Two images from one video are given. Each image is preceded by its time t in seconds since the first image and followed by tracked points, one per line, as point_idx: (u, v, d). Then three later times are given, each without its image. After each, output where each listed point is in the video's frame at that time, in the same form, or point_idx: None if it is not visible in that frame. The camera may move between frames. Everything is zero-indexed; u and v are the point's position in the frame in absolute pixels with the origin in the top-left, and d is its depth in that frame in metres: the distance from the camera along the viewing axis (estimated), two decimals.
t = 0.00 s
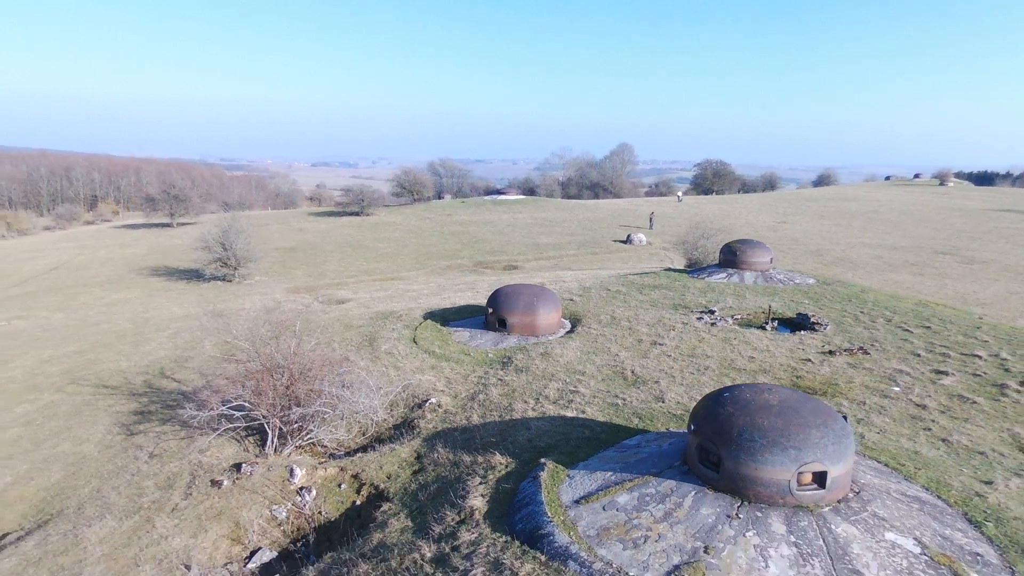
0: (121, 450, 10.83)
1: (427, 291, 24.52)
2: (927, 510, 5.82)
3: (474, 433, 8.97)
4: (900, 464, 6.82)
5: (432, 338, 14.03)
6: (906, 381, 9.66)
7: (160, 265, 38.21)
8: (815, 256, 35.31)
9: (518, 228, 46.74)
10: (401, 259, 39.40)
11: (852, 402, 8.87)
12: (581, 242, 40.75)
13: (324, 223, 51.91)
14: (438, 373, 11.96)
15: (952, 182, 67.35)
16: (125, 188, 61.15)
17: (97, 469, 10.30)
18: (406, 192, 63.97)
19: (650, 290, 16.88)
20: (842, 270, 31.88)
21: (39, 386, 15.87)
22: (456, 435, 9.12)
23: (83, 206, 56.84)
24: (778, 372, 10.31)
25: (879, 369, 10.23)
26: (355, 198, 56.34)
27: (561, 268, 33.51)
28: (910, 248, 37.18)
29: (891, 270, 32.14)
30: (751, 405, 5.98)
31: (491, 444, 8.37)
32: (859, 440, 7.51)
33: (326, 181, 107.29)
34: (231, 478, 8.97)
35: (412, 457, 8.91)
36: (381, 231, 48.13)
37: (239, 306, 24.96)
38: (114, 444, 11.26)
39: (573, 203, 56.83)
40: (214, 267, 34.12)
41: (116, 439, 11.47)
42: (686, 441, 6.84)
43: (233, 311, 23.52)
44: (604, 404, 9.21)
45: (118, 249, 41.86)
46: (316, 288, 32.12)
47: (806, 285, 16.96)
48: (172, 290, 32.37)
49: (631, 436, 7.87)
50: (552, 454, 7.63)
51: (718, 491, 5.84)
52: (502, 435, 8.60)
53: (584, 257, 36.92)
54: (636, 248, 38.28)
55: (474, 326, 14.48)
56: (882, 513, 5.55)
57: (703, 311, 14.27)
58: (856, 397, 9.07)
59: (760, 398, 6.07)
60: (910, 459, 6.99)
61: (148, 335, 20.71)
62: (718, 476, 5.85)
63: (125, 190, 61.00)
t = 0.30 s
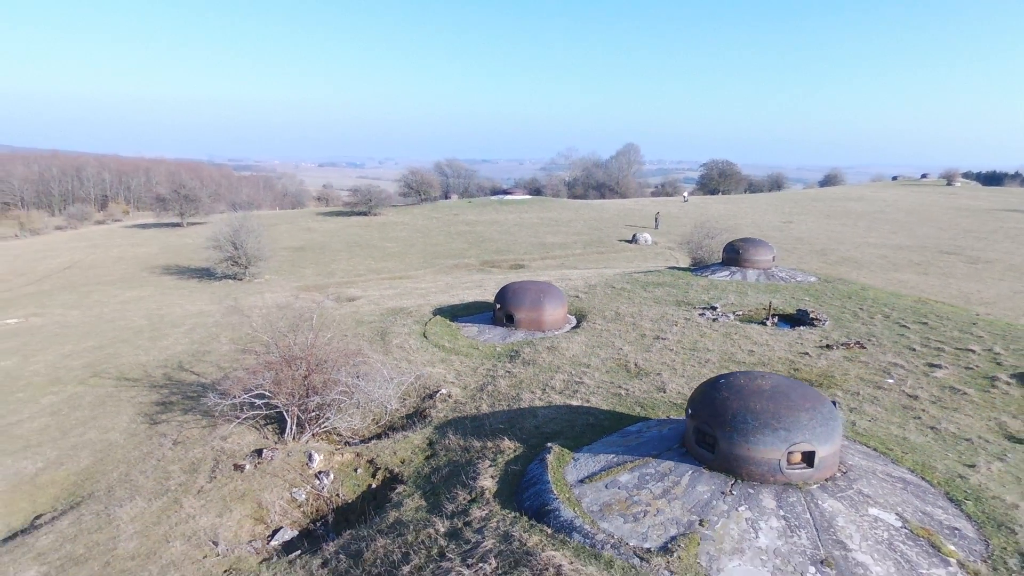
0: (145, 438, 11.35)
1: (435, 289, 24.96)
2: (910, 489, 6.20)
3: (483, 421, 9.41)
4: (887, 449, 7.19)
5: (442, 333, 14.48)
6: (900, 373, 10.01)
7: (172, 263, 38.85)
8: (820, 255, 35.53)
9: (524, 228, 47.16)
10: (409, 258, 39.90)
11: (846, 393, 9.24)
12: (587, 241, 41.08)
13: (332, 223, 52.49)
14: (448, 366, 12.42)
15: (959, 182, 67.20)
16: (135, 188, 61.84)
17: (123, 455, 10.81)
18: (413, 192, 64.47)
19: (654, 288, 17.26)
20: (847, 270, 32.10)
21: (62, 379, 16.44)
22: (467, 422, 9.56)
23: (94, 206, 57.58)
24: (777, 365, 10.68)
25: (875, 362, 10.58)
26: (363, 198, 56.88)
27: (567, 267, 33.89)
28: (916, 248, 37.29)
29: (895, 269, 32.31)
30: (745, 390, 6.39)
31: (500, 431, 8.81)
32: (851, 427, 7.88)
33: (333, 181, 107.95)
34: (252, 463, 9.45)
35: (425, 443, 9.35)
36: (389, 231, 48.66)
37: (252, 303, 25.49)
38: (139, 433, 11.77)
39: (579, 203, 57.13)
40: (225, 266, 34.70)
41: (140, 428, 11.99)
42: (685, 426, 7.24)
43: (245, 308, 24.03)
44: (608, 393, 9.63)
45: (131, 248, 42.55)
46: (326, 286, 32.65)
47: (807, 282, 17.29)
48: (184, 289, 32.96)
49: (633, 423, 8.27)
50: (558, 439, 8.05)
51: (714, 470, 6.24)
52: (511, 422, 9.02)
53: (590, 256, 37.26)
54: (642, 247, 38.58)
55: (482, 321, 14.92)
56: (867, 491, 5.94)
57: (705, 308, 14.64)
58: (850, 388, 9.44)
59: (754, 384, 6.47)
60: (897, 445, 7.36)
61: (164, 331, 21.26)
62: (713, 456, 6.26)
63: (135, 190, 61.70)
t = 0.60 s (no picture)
0: (167, 426, 11.87)
1: (442, 287, 25.40)
2: (893, 470, 6.58)
3: (490, 410, 9.85)
4: (874, 435, 7.57)
5: (450, 328, 14.93)
6: (892, 366, 10.36)
7: (183, 262, 39.50)
8: (825, 255, 35.70)
9: (530, 228, 47.55)
10: (417, 257, 40.38)
11: (839, 384, 9.61)
12: (593, 241, 41.41)
13: (341, 222, 53.09)
14: (456, 359, 12.89)
15: (966, 182, 67.06)
16: (145, 188, 62.54)
17: (147, 443, 11.33)
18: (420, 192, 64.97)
19: (657, 285, 17.64)
20: (851, 269, 32.30)
21: (82, 372, 17.00)
22: (475, 411, 10.01)
23: (104, 206, 58.35)
24: (773, 358, 11.06)
25: (869, 355, 10.94)
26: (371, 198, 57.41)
27: (573, 266, 34.26)
28: (921, 248, 37.39)
29: (900, 269, 32.47)
30: (736, 376, 6.80)
31: (506, 418, 9.25)
32: (841, 415, 8.26)
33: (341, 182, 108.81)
34: (271, 448, 9.92)
35: (434, 431, 9.80)
36: (396, 230, 49.19)
37: (263, 301, 26.02)
38: (160, 422, 12.31)
39: (585, 203, 57.39)
40: (236, 265, 35.27)
41: (161, 417, 12.52)
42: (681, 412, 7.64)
43: (256, 305, 24.55)
44: (610, 384, 10.06)
45: (143, 247, 43.27)
46: (335, 285, 33.16)
47: (808, 280, 17.63)
48: (196, 288, 33.58)
49: (633, 410, 8.71)
50: (562, 425, 8.48)
51: (708, 452, 6.63)
52: (517, 410, 9.45)
53: (595, 255, 37.61)
54: (647, 247, 38.88)
55: (489, 317, 15.35)
56: (850, 471, 6.33)
57: (706, 304, 15.01)
58: (843, 379, 9.81)
59: (745, 371, 6.89)
60: (884, 431, 7.73)
61: (178, 327, 21.82)
62: (707, 438, 6.66)
63: (145, 190, 62.45)
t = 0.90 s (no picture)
0: (185, 418, 12.39)
1: (450, 286, 25.90)
2: (874, 455, 6.97)
3: (494, 402, 10.29)
4: (859, 424, 7.96)
5: (457, 325, 15.41)
6: (883, 361, 10.73)
7: (194, 263, 40.21)
8: (828, 255, 35.92)
9: (536, 229, 48.00)
10: (424, 258, 40.90)
11: (830, 377, 9.99)
12: (598, 242, 41.81)
13: (349, 224, 53.71)
14: (462, 354, 13.36)
15: (974, 183, 66.91)
16: (155, 189, 63.39)
17: (166, 433, 11.85)
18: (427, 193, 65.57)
19: (659, 284, 18.05)
20: (854, 269, 32.53)
21: (101, 368, 17.61)
22: (480, 403, 10.45)
23: (115, 208, 59.19)
24: (768, 353, 11.46)
25: (861, 351, 11.31)
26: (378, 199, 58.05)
27: (578, 266, 34.67)
28: (925, 248, 37.53)
29: (903, 269, 32.66)
30: (726, 366, 7.22)
31: (510, 409, 9.70)
32: (829, 406, 8.65)
33: (348, 184, 109.71)
34: (286, 437, 10.42)
35: (441, 422, 10.26)
36: (404, 231, 49.79)
37: (273, 299, 26.58)
38: (179, 413, 12.85)
39: (590, 204, 57.80)
40: (246, 265, 35.89)
41: (179, 410, 13.06)
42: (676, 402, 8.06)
43: (267, 304, 25.13)
44: (610, 377, 10.50)
45: (155, 248, 44.02)
46: (343, 285, 33.72)
47: (807, 279, 17.97)
48: (208, 287, 34.25)
49: (631, 401, 9.13)
50: (562, 415, 8.93)
51: (698, 438, 7.04)
52: (520, 402, 9.91)
53: (601, 256, 38.00)
54: (652, 247, 39.23)
55: (494, 315, 15.82)
56: (832, 455, 6.73)
57: (706, 303, 15.40)
58: (834, 373, 10.18)
59: (734, 362, 7.29)
60: (869, 420, 8.12)
61: (192, 325, 22.43)
62: (698, 425, 7.06)
63: (155, 192, 63.29)
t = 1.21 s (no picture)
0: (201, 410, 12.93)
1: (455, 286, 26.37)
2: (852, 443, 7.38)
3: (496, 394, 10.76)
4: (842, 414, 8.36)
5: (461, 322, 15.87)
6: (872, 357, 11.10)
7: (205, 263, 40.93)
8: (832, 256, 36.16)
9: (541, 229, 48.41)
10: (430, 258, 41.41)
11: (819, 372, 10.37)
12: (603, 242, 42.17)
13: (356, 224, 54.35)
14: (466, 350, 13.82)
15: (981, 184, 66.69)
16: (165, 190, 64.28)
17: (183, 424, 12.40)
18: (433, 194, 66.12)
19: (659, 283, 18.44)
20: (857, 270, 32.75)
21: (118, 363, 18.23)
22: (482, 396, 10.92)
23: (125, 208, 60.09)
24: (761, 349, 11.85)
25: (851, 347, 11.69)
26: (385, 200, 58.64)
27: (583, 266, 35.07)
28: (929, 249, 37.64)
29: (907, 269, 32.84)
30: (713, 359, 7.63)
31: (510, 401, 10.16)
32: (815, 398, 9.05)
33: (355, 185, 110.53)
34: (297, 428, 10.92)
35: (445, 413, 10.73)
36: (411, 232, 50.36)
37: (283, 298, 27.14)
38: (195, 406, 13.40)
39: (596, 205, 58.14)
40: (255, 265, 36.52)
41: (195, 402, 13.61)
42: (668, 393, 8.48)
43: (277, 303, 25.71)
44: (607, 371, 10.95)
45: (166, 248, 44.80)
46: (351, 284, 34.28)
47: (805, 279, 18.31)
48: (218, 287, 34.92)
49: (626, 393, 9.58)
50: (560, 406, 9.38)
51: (686, 426, 7.47)
52: (521, 394, 10.37)
53: (605, 256, 38.37)
54: (656, 248, 39.57)
55: (498, 313, 16.28)
56: (812, 442, 7.15)
57: (704, 301, 15.79)
58: (823, 367, 10.58)
59: (721, 355, 7.71)
60: (852, 411, 8.53)
61: (204, 323, 23.03)
62: (686, 414, 7.50)
63: (164, 193, 64.16)
